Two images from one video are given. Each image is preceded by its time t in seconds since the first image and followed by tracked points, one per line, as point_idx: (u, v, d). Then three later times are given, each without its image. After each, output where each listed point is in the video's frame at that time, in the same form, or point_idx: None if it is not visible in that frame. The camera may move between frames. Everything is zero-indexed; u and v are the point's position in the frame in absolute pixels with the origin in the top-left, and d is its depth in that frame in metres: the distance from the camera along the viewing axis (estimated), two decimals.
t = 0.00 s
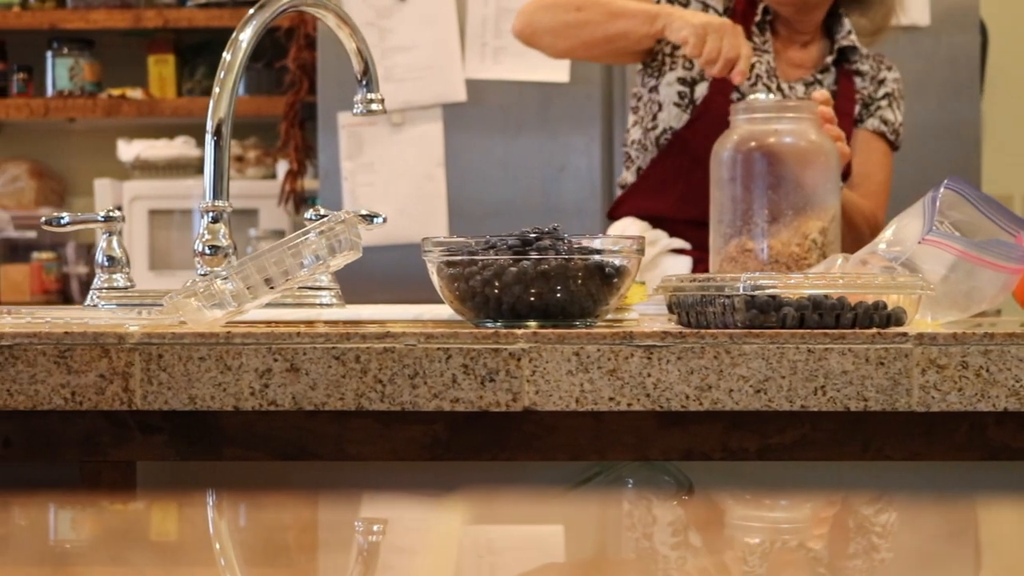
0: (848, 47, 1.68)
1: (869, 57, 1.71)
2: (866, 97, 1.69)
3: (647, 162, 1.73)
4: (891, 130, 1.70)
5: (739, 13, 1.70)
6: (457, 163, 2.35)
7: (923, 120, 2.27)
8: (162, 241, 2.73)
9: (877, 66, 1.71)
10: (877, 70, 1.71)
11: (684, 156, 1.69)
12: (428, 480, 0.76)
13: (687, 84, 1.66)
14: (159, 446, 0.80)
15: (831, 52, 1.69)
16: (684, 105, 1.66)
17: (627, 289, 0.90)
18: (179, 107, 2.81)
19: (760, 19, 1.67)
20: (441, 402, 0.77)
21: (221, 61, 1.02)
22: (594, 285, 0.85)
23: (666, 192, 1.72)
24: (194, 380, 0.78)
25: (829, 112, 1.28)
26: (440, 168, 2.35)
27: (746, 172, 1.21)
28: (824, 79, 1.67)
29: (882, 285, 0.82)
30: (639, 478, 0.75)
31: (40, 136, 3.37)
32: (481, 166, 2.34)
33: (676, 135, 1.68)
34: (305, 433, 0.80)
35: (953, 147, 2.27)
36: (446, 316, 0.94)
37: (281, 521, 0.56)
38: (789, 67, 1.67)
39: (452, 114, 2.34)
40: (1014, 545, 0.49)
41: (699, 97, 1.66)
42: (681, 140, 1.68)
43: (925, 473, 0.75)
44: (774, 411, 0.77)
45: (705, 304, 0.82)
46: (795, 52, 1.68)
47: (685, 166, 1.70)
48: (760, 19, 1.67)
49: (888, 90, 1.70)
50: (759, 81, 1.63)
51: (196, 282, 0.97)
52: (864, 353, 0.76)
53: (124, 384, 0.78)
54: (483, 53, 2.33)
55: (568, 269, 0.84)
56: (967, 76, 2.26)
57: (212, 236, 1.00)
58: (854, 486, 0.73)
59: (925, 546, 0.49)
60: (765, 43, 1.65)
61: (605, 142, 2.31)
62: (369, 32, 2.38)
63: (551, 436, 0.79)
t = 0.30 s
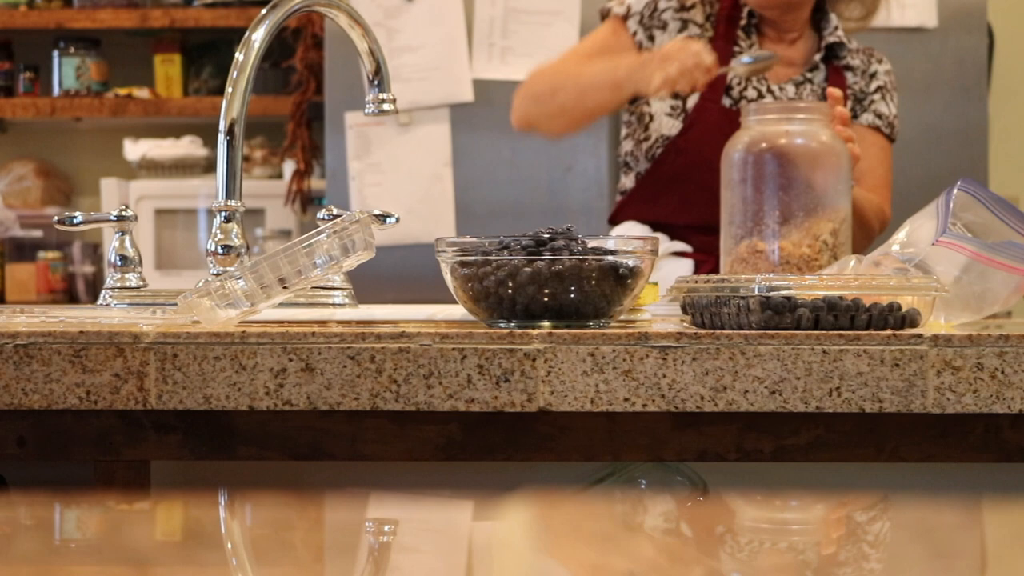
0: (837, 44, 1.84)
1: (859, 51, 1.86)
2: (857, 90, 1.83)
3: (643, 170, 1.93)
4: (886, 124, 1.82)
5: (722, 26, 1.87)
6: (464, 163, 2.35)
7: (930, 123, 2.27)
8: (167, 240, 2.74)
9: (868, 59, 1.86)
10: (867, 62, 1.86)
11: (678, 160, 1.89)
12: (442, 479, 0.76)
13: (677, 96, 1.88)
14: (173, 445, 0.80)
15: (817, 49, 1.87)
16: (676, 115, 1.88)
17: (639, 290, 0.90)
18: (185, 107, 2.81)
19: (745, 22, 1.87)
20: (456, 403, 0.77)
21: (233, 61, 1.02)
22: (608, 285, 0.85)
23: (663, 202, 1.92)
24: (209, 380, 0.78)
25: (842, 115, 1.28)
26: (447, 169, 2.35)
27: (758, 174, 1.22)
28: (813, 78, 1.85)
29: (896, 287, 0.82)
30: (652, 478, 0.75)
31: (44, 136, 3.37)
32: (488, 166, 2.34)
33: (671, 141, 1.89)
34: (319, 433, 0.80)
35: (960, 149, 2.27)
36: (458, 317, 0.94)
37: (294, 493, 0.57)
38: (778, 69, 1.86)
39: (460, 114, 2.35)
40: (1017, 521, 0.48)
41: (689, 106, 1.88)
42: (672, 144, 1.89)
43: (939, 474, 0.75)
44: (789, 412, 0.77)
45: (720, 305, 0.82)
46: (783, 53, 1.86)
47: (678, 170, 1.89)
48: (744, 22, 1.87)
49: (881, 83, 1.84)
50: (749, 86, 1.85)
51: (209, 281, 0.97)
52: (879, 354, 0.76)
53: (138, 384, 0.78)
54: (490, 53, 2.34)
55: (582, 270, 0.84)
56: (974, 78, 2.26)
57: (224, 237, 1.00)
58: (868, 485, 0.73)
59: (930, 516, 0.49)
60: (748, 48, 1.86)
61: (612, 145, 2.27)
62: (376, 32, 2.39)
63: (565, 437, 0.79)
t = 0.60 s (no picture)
0: (811, 34, 1.80)
1: (842, 38, 1.84)
2: (841, 79, 1.81)
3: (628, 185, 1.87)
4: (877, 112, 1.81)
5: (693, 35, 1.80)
6: (472, 162, 2.35)
7: (936, 123, 2.27)
8: (173, 241, 2.75)
9: (850, 46, 1.83)
10: (849, 50, 1.83)
11: (659, 170, 1.83)
12: (456, 479, 0.75)
13: (655, 116, 1.82)
14: (187, 443, 0.80)
15: (796, 38, 1.82)
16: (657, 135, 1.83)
17: (653, 290, 0.90)
18: (192, 106, 2.82)
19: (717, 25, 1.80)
20: (472, 402, 0.77)
21: (247, 60, 1.02)
22: (623, 284, 0.85)
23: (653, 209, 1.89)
24: (225, 378, 0.78)
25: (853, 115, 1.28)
26: (455, 168, 2.35)
27: (771, 171, 1.22)
28: (791, 71, 1.80)
29: (912, 286, 0.82)
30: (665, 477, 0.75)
31: (48, 134, 3.38)
32: (497, 165, 2.34)
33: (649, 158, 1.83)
34: (334, 433, 0.80)
35: (967, 151, 2.27)
36: (473, 316, 0.94)
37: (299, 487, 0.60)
38: (757, 65, 1.81)
39: (468, 113, 2.35)
40: None
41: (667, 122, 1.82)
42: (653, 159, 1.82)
43: (956, 474, 0.75)
44: (805, 411, 0.77)
45: (736, 305, 0.81)
46: (760, 46, 1.81)
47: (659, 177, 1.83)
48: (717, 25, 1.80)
49: (865, 71, 1.82)
50: (725, 92, 1.80)
51: (223, 278, 0.97)
52: (896, 354, 0.76)
53: (154, 382, 0.78)
54: (498, 53, 2.33)
55: (597, 269, 0.84)
56: (981, 79, 2.26)
57: (238, 235, 1.00)
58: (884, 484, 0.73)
59: (938, 514, 0.50)
60: (725, 50, 1.80)
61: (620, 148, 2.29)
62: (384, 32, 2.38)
63: (581, 436, 0.79)
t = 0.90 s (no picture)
0: (783, 27, 1.82)
1: (818, 30, 1.87)
2: (818, 72, 1.84)
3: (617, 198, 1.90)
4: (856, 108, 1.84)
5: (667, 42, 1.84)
6: (478, 161, 2.35)
7: (944, 123, 2.27)
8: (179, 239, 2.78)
9: (828, 38, 1.86)
10: (828, 42, 1.86)
11: (641, 178, 1.86)
12: (472, 477, 0.75)
13: (635, 124, 1.86)
14: (204, 442, 0.80)
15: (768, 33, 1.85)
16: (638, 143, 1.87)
17: (669, 290, 0.90)
18: (198, 105, 2.83)
19: (689, 28, 1.84)
20: (490, 401, 0.77)
21: (261, 59, 1.03)
22: (639, 283, 0.85)
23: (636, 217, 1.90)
24: (242, 377, 0.78)
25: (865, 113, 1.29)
26: (462, 166, 2.35)
27: (783, 170, 1.36)
28: (766, 66, 1.84)
29: (928, 285, 0.82)
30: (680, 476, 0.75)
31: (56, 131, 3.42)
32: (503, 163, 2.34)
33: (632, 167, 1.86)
34: (351, 431, 0.80)
35: (975, 151, 2.27)
36: (487, 315, 0.94)
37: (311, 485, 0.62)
38: (734, 62, 1.85)
39: (475, 112, 2.35)
40: None
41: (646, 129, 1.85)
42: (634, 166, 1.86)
43: (973, 474, 0.75)
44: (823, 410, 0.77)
45: (754, 305, 0.81)
46: (736, 44, 1.85)
47: (640, 186, 1.87)
48: (689, 27, 1.84)
49: (844, 62, 1.85)
50: (702, 94, 1.84)
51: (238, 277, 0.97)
52: (914, 353, 0.76)
53: (171, 380, 0.78)
54: (505, 52, 2.34)
55: (614, 268, 0.84)
56: (989, 79, 2.26)
57: (252, 233, 1.00)
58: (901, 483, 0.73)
59: (953, 513, 0.50)
60: (699, 53, 1.84)
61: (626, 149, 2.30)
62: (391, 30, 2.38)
63: (598, 434, 0.79)
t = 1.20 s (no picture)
0: (740, 21, 1.79)
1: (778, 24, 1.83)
2: (783, 71, 1.82)
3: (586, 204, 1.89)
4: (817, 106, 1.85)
5: (623, 47, 1.80)
6: (484, 160, 2.35)
7: (953, 121, 2.27)
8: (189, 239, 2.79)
9: (789, 34, 1.83)
10: (789, 39, 1.83)
11: (608, 186, 1.85)
12: (488, 476, 0.75)
13: (597, 131, 1.83)
14: (222, 440, 0.80)
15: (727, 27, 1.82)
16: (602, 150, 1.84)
17: (684, 289, 0.89)
18: (205, 102, 2.85)
19: (645, 30, 1.81)
20: (508, 399, 0.77)
21: (275, 57, 1.03)
22: (656, 282, 0.85)
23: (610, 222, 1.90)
24: (260, 375, 0.78)
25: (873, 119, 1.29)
26: (468, 165, 2.35)
27: (795, 169, 1.37)
28: (726, 62, 1.82)
29: (944, 284, 0.82)
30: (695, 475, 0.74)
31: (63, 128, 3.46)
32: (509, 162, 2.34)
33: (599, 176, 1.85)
34: (367, 430, 0.80)
35: (986, 149, 2.27)
36: (502, 313, 0.94)
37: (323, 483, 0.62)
38: (693, 60, 1.83)
39: (481, 111, 2.35)
40: None
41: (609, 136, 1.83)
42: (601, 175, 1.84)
43: (990, 473, 0.75)
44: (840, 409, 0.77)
45: (772, 303, 0.81)
46: (694, 40, 1.82)
47: (609, 195, 1.86)
48: (644, 29, 1.81)
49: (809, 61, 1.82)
50: (664, 96, 1.82)
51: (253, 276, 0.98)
52: (932, 352, 0.76)
53: (189, 379, 0.78)
54: (512, 51, 2.34)
55: (631, 267, 0.84)
56: (997, 76, 2.26)
57: (266, 232, 1.01)
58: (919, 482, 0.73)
59: (964, 512, 0.50)
60: (657, 55, 1.81)
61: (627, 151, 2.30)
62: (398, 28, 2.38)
63: (616, 434, 0.79)
